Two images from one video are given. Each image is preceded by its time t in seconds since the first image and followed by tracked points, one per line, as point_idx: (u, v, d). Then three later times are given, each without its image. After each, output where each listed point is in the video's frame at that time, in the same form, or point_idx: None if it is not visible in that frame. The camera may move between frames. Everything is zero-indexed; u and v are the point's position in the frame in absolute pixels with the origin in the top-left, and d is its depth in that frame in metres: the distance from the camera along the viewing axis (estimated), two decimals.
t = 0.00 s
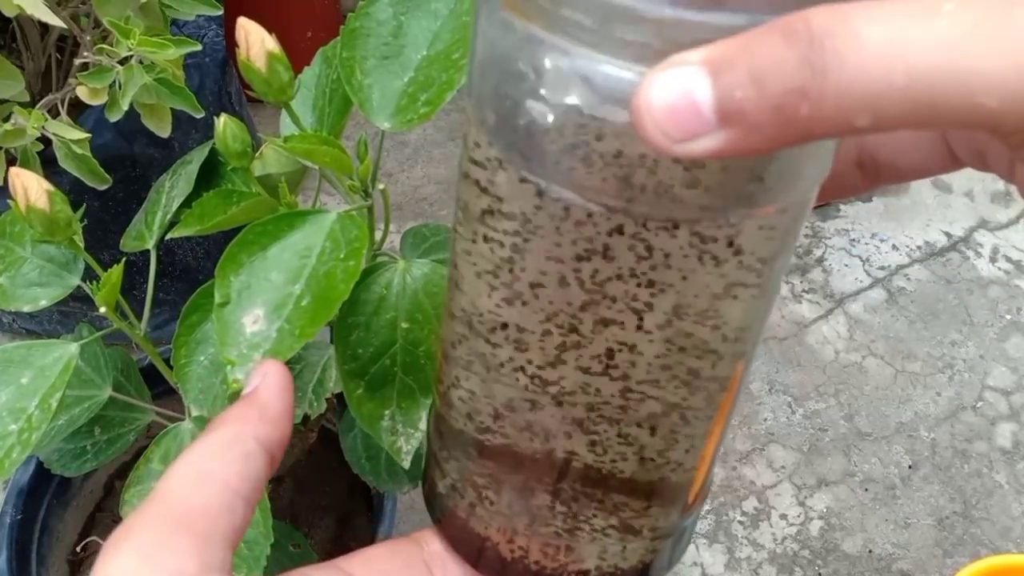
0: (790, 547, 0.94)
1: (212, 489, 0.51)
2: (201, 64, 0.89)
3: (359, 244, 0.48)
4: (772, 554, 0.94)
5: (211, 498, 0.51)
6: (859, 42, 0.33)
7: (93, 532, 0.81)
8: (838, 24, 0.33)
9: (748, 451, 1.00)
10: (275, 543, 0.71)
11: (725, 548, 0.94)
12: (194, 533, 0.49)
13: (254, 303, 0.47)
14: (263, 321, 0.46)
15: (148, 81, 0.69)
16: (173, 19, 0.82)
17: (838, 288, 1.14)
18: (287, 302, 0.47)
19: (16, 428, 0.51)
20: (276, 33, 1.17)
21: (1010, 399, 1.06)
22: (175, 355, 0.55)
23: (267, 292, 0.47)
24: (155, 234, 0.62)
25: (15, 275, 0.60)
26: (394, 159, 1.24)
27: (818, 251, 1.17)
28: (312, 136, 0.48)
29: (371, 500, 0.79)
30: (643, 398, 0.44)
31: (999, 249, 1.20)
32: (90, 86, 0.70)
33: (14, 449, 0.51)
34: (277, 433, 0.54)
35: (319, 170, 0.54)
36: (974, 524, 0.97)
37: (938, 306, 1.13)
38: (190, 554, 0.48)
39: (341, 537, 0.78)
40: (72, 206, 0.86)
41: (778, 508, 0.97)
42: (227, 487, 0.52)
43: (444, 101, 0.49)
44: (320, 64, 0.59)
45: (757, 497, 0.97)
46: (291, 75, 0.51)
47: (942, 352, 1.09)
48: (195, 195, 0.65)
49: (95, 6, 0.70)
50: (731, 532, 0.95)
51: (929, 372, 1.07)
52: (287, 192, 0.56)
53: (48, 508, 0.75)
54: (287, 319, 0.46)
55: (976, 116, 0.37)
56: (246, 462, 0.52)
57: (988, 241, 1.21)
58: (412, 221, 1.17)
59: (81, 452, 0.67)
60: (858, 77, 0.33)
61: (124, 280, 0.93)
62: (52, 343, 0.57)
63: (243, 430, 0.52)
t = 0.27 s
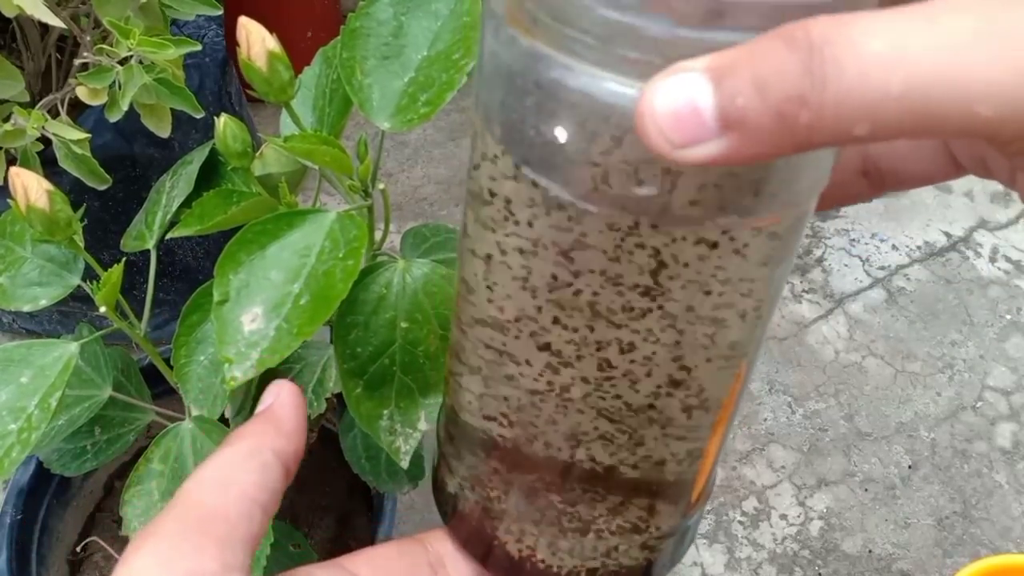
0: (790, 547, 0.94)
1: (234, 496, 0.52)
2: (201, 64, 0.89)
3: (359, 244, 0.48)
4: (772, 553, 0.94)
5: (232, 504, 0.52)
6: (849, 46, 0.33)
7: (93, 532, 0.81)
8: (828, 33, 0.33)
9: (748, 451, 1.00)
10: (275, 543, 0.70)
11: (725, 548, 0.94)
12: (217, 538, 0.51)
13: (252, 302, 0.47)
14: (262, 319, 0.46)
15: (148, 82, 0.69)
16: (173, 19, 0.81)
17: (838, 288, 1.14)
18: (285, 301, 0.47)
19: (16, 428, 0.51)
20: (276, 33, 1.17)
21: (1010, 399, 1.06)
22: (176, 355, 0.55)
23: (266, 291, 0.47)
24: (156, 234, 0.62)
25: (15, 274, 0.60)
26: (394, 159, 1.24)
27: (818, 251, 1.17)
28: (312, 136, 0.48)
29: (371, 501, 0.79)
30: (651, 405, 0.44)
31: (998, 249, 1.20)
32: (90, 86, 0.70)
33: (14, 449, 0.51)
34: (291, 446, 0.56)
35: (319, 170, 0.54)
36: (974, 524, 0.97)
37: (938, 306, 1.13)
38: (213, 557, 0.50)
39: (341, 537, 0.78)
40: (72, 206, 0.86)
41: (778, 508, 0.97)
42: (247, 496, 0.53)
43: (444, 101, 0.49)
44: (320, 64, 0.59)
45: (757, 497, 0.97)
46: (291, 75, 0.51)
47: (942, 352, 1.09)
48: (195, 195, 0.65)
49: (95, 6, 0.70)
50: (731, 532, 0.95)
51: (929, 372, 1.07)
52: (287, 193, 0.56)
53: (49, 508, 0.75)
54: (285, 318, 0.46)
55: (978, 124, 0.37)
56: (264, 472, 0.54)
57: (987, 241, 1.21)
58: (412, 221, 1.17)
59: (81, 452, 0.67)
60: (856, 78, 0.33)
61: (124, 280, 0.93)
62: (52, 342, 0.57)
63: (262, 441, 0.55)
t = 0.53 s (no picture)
0: (790, 548, 0.94)
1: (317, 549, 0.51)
2: (200, 63, 0.88)
3: (359, 244, 0.47)
4: (772, 554, 0.94)
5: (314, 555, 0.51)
6: (774, 212, 0.49)
7: (94, 532, 0.79)
8: (762, 200, 0.49)
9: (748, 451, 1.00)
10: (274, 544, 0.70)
11: (725, 549, 0.94)
12: None
13: (252, 303, 0.47)
14: (262, 321, 0.46)
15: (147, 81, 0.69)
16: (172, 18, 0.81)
17: (838, 288, 1.14)
18: (285, 302, 0.46)
19: (15, 429, 0.51)
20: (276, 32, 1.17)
21: (1011, 399, 1.06)
22: (175, 355, 0.55)
23: (266, 292, 0.47)
24: (155, 234, 0.62)
25: (14, 275, 0.60)
26: (394, 159, 1.24)
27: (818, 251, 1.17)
28: (311, 136, 0.48)
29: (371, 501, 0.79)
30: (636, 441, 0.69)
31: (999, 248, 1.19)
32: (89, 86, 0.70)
33: (14, 450, 0.51)
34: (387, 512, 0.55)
35: (318, 169, 0.53)
36: (975, 525, 0.96)
37: (939, 306, 1.13)
38: None
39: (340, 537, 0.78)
40: (71, 206, 0.86)
41: (778, 508, 0.97)
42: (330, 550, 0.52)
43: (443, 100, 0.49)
44: (319, 63, 0.59)
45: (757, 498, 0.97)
46: (290, 74, 0.51)
47: (942, 352, 1.09)
48: (194, 195, 0.65)
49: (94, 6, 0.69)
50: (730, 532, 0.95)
51: (929, 372, 1.07)
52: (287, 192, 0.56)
53: (48, 508, 0.75)
54: (286, 319, 0.46)
55: (859, 277, 0.52)
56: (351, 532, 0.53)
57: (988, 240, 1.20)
58: (412, 221, 1.17)
59: (80, 452, 0.66)
60: (787, 234, 0.49)
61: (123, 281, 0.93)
62: (51, 343, 0.57)
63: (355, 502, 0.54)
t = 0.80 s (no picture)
0: (791, 548, 0.94)
1: None
2: (200, 64, 0.88)
3: (360, 244, 0.47)
4: (773, 554, 0.94)
5: None
6: (712, 408, 0.59)
7: (93, 533, 0.80)
8: (698, 394, 0.60)
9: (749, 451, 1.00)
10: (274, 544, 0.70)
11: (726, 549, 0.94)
12: None
13: (253, 303, 0.47)
14: (263, 321, 0.46)
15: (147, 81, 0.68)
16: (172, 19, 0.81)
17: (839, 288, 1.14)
18: (286, 302, 0.46)
19: (15, 429, 0.51)
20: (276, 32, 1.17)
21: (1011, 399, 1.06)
22: (175, 356, 0.54)
23: (267, 292, 0.47)
24: (155, 235, 0.62)
25: (14, 275, 0.59)
26: (394, 159, 1.24)
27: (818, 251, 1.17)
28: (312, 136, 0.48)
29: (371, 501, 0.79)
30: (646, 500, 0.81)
31: (999, 249, 1.19)
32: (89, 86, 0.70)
33: (14, 450, 0.51)
34: None
35: (318, 170, 0.53)
36: (975, 525, 0.96)
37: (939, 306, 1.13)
38: None
39: (340, 537, 0.77)
40: (71, 206, 0.86)
41: (778, 509, 0.97)
42: None
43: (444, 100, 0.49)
44: (319, 63, 0.59)
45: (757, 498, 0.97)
46: (291, 74, 0.51)
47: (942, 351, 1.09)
48: (194, 195, 0.65)
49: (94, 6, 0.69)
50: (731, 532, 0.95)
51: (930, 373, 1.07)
52: (287, 192, 0.56)
53: (48, 508, 0.75)
54: (287, 319, 0.46)
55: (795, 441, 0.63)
56: None
57: (988, 241, 1.20)
58: (412, 221, 1.17)
59: (80, 453, 0.66)
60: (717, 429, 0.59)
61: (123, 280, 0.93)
62: (51, 343, 0.57)
63: None
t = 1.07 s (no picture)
0: (790, 548, 0.94)
1: None
2: (200, 64, 0.89)
3: (359, 245, 0.48)
4: (772, 554, 0.94)
5: None
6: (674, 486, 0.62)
7: (93, 532, 0.80)
8: (660, 476, 0.63)
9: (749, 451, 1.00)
10: (274, 544, 0.70)
11: (725, 549, 0.94)
12: None
13: (252, 303, 0.47)
14: (262, 321, 0.46)
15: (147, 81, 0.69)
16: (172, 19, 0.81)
17: (838, 288, 1.14)
18: (285, 302, 0.46)
19: (15, 429, 0.51)
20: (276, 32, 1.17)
21: (1010, 399, 1.06)
22: (175, 356, 0.55)
23: (266, 292, 0.47)
24: (155, 235, 0.62)
25: (14, 275, 0.60)
26: (394, 159, 1.24)
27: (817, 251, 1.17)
28: (311, 136, 0.48)
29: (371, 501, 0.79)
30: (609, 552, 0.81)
31: (998, 249, 1.19)
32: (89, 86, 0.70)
33: (14, 451, 0.51)
34: None
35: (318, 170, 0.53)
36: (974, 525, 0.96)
37: (939, 305, 1.13)
38: None
39: (340, 537, 0.77)
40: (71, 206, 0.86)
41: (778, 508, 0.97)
42: None
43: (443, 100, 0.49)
44: (319, 64, 0.59)
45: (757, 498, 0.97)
46: (291, 74, 0.51)
47: (941, 352, 1.09)
48: (194, 195, 0.65)
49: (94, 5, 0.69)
50: (730, 532, 0.95)
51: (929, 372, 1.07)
52: (286, 192, 0.56)
53: (48, 508, 0.75)
54: (286, 319, 0.46)
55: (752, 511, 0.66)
56: None
57: (987, 241, 1.20)
58: (412, 221, 1.17)
59: (80, 453, 0.66)
60: (673, 503, 0.62)
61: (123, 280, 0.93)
62: (51, 343, 0.57)
63: None
